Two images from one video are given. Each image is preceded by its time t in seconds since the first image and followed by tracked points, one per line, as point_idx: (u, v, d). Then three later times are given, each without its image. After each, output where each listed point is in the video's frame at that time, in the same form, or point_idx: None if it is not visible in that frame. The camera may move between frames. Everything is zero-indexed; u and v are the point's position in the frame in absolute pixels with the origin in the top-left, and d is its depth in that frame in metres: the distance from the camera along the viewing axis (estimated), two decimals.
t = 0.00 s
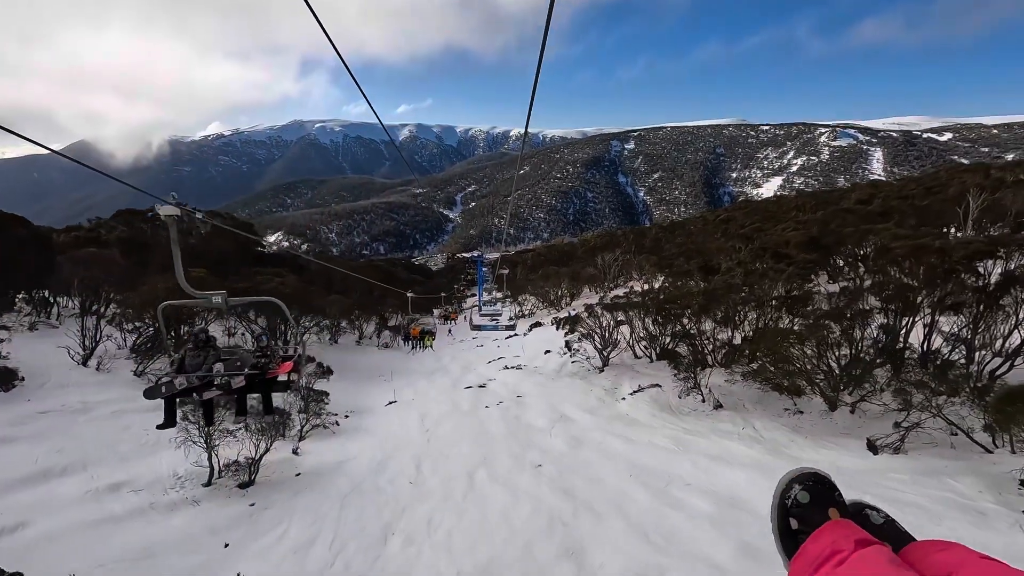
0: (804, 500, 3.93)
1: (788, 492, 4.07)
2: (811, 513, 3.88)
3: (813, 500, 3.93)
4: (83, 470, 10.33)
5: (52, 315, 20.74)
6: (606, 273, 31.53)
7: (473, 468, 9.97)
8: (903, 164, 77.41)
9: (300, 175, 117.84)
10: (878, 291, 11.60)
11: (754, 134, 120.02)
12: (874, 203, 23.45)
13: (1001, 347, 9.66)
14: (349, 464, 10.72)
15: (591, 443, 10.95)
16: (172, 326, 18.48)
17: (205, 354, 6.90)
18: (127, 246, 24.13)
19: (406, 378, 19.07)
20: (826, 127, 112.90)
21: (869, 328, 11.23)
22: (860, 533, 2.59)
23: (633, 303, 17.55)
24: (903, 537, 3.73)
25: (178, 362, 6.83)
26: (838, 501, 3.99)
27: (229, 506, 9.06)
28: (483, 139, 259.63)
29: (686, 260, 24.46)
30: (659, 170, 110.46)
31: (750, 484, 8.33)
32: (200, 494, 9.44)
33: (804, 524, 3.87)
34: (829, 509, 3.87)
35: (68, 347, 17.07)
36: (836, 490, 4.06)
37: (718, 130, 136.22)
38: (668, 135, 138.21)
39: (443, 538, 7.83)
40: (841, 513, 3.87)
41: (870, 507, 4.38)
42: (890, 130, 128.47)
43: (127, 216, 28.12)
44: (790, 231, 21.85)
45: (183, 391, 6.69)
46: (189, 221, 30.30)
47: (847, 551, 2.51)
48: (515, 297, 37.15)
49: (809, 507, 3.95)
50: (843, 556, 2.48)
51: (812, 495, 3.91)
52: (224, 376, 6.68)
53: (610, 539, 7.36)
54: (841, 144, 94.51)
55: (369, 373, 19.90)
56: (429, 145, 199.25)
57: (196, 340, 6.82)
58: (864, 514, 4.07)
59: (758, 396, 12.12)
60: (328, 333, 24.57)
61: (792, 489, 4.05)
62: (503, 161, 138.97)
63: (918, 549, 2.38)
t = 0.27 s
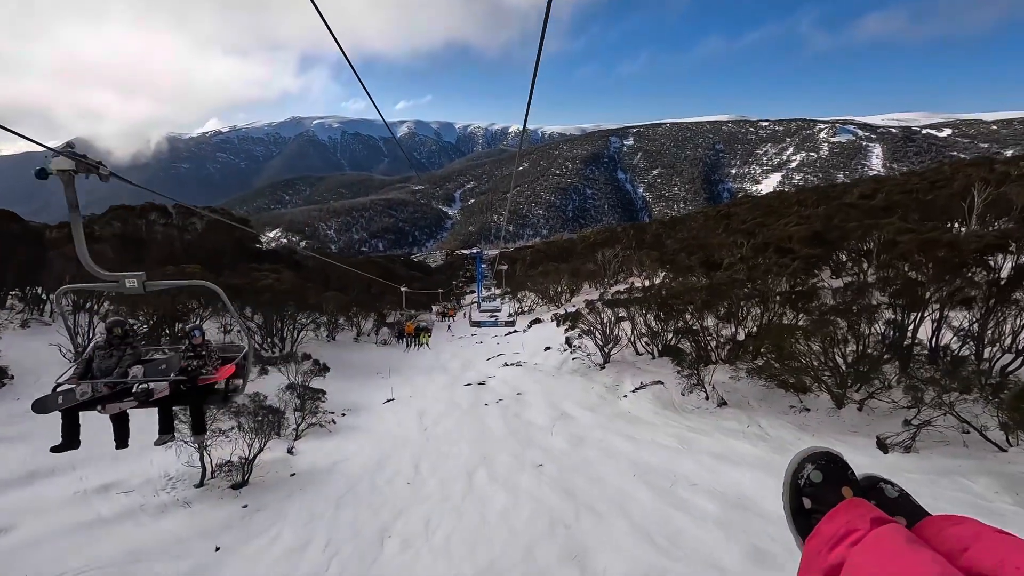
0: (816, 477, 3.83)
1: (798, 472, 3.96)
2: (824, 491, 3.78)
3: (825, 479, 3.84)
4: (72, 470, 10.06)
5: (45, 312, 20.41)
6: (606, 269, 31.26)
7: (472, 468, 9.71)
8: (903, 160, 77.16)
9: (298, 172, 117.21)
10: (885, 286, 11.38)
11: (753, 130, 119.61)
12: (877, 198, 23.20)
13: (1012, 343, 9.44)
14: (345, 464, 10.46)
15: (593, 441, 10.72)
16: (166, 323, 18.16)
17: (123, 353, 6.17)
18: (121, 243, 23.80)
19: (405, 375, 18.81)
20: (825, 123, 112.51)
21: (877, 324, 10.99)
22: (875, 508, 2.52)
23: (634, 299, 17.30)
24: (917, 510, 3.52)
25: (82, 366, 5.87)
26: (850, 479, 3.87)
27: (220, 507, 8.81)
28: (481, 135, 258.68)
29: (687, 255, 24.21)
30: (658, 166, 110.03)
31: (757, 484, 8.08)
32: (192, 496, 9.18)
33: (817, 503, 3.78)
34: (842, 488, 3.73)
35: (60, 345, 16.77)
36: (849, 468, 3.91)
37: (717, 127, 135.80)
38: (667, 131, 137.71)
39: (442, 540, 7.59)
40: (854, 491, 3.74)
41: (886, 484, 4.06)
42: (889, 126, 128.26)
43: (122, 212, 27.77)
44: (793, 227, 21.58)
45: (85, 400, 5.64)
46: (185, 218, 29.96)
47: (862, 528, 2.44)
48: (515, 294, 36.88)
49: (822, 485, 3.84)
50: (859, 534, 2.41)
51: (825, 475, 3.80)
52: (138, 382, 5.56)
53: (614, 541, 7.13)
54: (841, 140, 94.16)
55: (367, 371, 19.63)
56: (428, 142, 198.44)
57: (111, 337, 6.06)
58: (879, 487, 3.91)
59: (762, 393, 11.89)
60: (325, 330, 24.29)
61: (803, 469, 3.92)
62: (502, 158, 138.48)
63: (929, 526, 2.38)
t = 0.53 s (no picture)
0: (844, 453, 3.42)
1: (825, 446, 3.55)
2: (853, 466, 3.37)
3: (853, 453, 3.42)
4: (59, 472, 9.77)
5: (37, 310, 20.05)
6: (606, 266, 31.01)
7: (471, 468, 9.46)
8: (902, 158, 77.05)
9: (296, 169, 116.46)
10: (892, 281, 11.15)
11: (752, 128, 119.40)
12: (879, 194, 22.97)
13: None
14: (340, 465, 10.19)
15: (595, 440, 10.48)
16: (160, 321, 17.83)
17: None
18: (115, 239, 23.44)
19: (403, 373, 18.54)
20: (824, 120, 112.35)
21: (884, 320, 10.76)
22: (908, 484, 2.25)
23: (635, 296, 17.06)
24: (955, 488, 3.11)
25: None
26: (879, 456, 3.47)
27: (211, 510, 8.53)
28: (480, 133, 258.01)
29: (689, 252, 23.97)
30: (657, 164, 109.76)
31: (765, 484, 7.84)
32: (182, 497, 8.90)
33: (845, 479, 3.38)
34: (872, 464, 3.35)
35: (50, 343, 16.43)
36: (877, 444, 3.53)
37: (716, 124, 135.53)
38: (666, 129, 137.42)
39: (440, 544, 7.33)
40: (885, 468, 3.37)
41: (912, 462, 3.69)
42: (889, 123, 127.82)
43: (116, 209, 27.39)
44: (795, 222, 21.36)
45: None
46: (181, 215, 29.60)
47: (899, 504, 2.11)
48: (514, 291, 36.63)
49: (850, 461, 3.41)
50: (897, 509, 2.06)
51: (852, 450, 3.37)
52: None
53: (618, 545, 6.88)
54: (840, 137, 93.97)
55: (365, 369, 19.35)
56: (426, 140, 197.83)
57: None
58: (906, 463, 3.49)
59: (767, 391, 11.67)
60: (323, 328, 24.00)
61: (829, 442, 3.53)
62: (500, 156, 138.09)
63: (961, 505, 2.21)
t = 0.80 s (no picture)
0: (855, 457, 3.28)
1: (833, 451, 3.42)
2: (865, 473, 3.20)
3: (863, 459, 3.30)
4: (43, 474, 9.43)
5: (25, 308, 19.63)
6: (604, 264, 30.76)
7: (468, 470, 9.20)
8: (898, 156, 77.04)
9: (292, 167, 115.65)
10: (899, 277, 10.93)
11: (749, 126, 119.33)
12: (879, 190, 22.78)
13: None
14: (334, 466, 9.90)
15: (595, 441, 10.22)
16: (151, 319, 17.44)
17: None
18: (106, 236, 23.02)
19: (399, 372, 18.26)
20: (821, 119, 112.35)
21: (890, 317, 10.54)
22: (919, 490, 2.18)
23: (635, 293, 16.81)
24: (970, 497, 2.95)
25: None
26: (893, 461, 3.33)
27: (199, 514, 8.23)
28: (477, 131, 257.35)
29: (688, 249, 23.74)
30: (655, 162, 109.62)
31: (772, 486, 7.61)
32: (170, 501, 8.59)
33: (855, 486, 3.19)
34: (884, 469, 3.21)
35: (38, 342, 16.05)
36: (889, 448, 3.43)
37: (713, 122, 135.44)
38: (663, 127, 137.24)
39: (436, 550, 7.06)
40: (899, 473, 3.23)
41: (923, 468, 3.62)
42: (885, 122, 128.25)
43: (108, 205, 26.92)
44: (796, 219, 21.15)
45: None
46: (174, 211, 29.15)
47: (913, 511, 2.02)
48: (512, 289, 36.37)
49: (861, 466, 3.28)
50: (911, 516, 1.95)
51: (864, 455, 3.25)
52: None
53: (621, 551, 6.63)
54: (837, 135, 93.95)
55: (360, 368, 19.03)
56: (423, 138, 197.16)
57: None
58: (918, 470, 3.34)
59: (771, 390, 11.44)
60: (318, 326, 23.67)
61: (838, 447, 3.41)
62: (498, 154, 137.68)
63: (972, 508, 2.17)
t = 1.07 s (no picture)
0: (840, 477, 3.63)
1: (819, 471, 3.81)
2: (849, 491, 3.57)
3: (848, 478, 3.65)
4: (28, 478, 9.14)
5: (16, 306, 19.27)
6: (603, 262, 30.54)
7: (467, 471, 8.98)
8: (897, 154, 76.91)
9: (289, 165, 115.02)
10: (906, 274, 10.71)
11: (748, 125, 119.18)
12: (882, 187, 22.56)
13: None
14: (329, 467, 9.64)
15: (596, 441, 10.00)
16: (145, 317, 17.12)
17: None
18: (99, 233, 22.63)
19: (397, 371, 17.99)
20: (820, 117, 112.20)
21: (897, 314, 10.34)
22: (902, 510, 2.34)
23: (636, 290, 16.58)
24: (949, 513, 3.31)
25: None
26: (875, 480, 3.69)
27: (189, 519, 7.96)
28: (475, 129, 256.84)
29: (688, 246, 23.52)
30: (653, 160, 109.35)
31: (779, 488, 7.39)
32: (159, 505, 8.34)
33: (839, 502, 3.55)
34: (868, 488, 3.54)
35: (29, 341, 15.72)
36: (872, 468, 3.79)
37: (712, 120, 135.19)
38: (662, 124, 136.90)
39: (433, 555, 6.80)
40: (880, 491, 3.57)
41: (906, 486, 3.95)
42: (882, 120, 128.56)
43: (101, 201, 26.51)
44: (797, 216, 20.93)
45: None
46: (169, 208, 28.78)
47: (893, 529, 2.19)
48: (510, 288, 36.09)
49: (845, 485, 3.63)
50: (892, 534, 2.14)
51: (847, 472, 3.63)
52: None
53: (625, 557, 6.37)
54: (835, 133, 93.85)
55: (357, 367, 18.76)
56: (421, 136, 196.58)
57: None
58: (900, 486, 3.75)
59: (776, 389, 11.23)
60: (315, 325, 23.38)
61: (824, 467, 3.79)
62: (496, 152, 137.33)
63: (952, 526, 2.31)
